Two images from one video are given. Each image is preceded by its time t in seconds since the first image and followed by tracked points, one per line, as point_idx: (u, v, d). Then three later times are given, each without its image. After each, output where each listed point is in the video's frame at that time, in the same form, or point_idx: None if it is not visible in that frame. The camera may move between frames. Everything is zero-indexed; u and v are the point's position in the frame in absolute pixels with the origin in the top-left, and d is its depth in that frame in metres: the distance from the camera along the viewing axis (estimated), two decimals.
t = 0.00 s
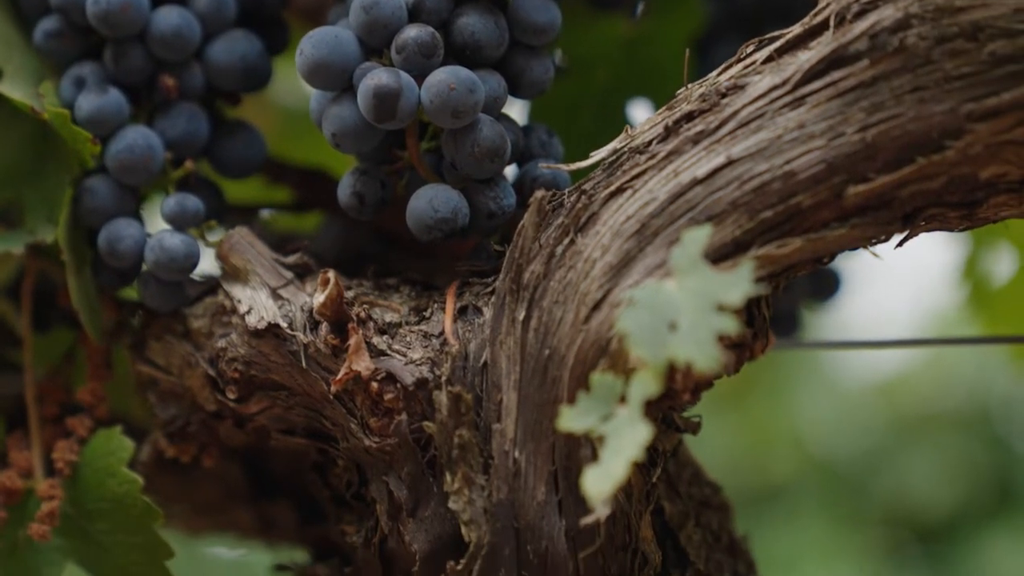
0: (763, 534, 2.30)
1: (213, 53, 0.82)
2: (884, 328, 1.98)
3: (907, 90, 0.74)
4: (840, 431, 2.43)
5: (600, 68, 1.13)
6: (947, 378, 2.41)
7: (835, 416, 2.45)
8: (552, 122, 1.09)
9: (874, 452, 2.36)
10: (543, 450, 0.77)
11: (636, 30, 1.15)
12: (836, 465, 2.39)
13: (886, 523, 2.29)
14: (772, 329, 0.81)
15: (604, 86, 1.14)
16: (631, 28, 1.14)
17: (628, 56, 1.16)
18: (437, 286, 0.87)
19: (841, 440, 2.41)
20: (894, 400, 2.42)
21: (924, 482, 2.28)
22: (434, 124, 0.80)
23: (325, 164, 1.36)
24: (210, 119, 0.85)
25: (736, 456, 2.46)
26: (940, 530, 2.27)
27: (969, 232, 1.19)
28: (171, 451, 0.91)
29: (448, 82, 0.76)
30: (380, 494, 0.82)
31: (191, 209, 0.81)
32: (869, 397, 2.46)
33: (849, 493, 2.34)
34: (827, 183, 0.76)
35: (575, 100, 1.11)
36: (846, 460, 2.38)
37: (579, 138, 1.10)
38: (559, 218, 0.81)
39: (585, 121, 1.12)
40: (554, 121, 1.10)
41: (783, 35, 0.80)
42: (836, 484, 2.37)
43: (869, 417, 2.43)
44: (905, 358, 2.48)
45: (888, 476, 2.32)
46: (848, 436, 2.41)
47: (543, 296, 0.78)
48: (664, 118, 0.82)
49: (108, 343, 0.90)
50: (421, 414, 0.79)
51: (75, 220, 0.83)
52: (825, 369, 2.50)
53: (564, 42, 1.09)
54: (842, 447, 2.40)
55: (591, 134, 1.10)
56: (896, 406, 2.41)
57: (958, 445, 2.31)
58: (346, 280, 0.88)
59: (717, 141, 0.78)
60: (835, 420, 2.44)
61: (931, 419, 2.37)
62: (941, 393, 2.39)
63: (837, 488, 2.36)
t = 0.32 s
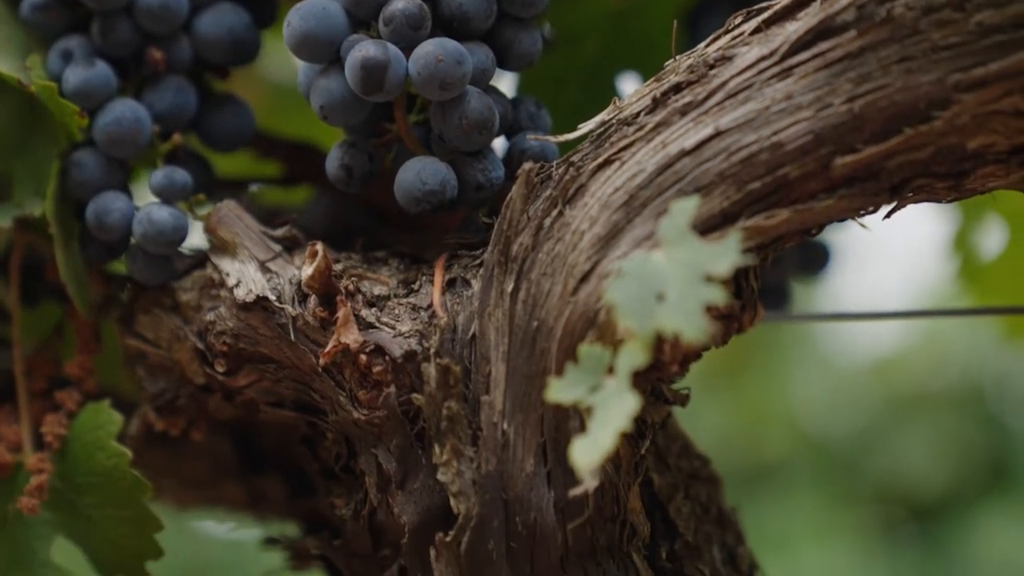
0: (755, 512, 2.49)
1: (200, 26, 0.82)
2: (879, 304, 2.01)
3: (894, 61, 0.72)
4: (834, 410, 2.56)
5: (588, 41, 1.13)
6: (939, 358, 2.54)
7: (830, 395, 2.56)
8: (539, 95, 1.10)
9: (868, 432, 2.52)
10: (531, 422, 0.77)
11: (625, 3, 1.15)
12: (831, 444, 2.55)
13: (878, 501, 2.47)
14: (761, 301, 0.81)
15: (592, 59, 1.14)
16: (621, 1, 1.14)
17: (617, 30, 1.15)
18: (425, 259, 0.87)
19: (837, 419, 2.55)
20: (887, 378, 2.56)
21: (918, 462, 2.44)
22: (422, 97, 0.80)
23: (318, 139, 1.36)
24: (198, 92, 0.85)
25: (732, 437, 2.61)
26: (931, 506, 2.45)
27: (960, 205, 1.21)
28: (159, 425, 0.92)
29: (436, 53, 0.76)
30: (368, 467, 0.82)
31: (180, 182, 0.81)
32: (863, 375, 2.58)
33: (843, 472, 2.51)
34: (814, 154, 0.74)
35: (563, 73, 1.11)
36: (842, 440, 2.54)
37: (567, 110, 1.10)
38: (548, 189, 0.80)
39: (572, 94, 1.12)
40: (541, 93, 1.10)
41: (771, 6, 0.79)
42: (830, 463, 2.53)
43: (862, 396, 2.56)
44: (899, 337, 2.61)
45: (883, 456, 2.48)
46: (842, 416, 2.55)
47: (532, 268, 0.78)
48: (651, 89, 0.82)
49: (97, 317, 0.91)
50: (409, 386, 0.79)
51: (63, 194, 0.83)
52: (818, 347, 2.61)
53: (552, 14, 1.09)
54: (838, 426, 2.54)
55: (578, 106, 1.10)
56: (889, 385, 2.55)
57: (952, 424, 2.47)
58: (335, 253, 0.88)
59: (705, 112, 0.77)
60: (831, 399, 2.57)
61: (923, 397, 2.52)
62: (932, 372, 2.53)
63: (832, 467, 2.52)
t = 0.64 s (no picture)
0: (749, 494, 2.50)
1: None
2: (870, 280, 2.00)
3: (883, 32, 0.71)
4: (828, 393, 2.56)
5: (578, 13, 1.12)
6: (932, 339, 2.55)
7: (824, 377, 2.57)
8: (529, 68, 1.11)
9: (862, 414, 2.53)
10: (520, 394, 0.77)
11: None
12: (825, 427, 2.55)
13: (872, 483, 2.48)
14: (749, 273, 0.81)
15: (582, 32, 1.13)
16: None
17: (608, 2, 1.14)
18: (414, 232, 0.87)
19: (831, 402, 2.56)
20: (881, 359, 2.56)
21: (910, 443, 2.45)
22: (410, 69, 0.80)
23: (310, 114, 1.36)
24: (185, 66, 0.85)
25: (725, 420, 2.62)
26: (925, 488, 2.46)
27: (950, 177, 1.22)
28: (148, 399, 0.92)
29: (424, 25, 0.76)
30: (358, 440, 0.83)
31: (168, 155, 0.81)
32: (857, 356, 2.59)
33: (837, 454, 2.52)
34: (802, 125, 0.73)
35: (553, 46, 1.10)
36: (836, 422, 2.54)
37: (556, 84, 1.10)
38: (536, 162, 0.80)
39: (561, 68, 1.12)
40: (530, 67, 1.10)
41: None
42: (824, 445, 2.54)
43: (857, 377, 2.55)
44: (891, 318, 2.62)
45: (876, 437, 2.50)
46: (837, 398, 2.55)
47: (520, 240, 0.77)
48: (640, 61, 0.81)
49: (85, 291, 0.91)
50: (398, 358, 0.79)
51: (51, 167, 0.83)
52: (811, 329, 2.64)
53: None
54: (832, 408, 2.55)
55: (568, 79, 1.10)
56: (883, 366, 2.55)
57: (945, 405, 2.48)
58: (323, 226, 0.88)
59: (692, 84, 0.76)
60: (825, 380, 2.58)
61: (917, 377, 2.52)
62: (926, 353, 2.54)
63: (825, 449, 2.53)
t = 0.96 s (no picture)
0: (743, 476, 2.49)
1: None
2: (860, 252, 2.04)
3: (870, 2, 0.69)
4: (823, 375, 2.59)
5: None
6: (925, 321, 2.57)
7: (818, 360, 2.59)
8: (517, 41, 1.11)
9: (855, 396, 2.56)
10: (509, 366, 0.76)
11: None
12: (818, 408, 2.57)
13: (864, 463, 2.52)
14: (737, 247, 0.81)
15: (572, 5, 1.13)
16: None
17: None
18: (402, 205, 0.87)
19: (824, 384, 2.58)
20: (876, 340, 2.59)
21: (902, 425, 2.51)
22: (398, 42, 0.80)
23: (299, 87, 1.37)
24: (173, 38, 0.85)
25: (719, 401, 2.61)
26: (917, 469, 2.50)
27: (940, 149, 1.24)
28: (137, 371, 0.93)
29: None
30: (346, 413, 0.83)
31: (155, 128, 0.81)
32: (850, 339, 2.61)
33: (830, 435, 2.54)
34: (790, 96, 0.72)
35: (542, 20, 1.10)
36: (829, 404, 2.57)
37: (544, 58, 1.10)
38: (524, 134, 0.79)
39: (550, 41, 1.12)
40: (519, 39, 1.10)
41: None
42: (816, 426, 2.56)
43: (851, 360, 2.59)
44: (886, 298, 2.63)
45: (869, 418, 2.55)
46: (831, 381, 2.58)
47: (508, 212, 0.77)
48: (628, 33, 0.79)
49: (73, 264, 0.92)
50: (387, 331, 0.79)
51: (39, 139, 0.82)
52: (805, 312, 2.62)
53: None
54: (826, 391, 2.58)
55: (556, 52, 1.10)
56: (876, 349, 2.58)
57: (938, 388, 2.53)
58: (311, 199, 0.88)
59: (680, 56, 0.74)
60: (818, 363, 2.59)
61: (911, 359, 2.57)
62: (919, 336, 2.57)
63: (818, 431, 2.55)
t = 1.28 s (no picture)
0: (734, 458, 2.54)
1: None
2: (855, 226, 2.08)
3: None
4: (817, 358, 2.65)
5: None
6: (919, 305, 2.59)
7: (811, 343, 2.66)
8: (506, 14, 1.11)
9: (848, 379, 2.60)
10: (497, 339, 0.76)
11: None
12: (813, 391, 2.62)
13: (858, 446, 2.53)
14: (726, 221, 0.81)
15: None
16: None
17: None
18: (391, 179, 0.87)
19: (818, 367, 2.64)
20: (869, 324, 2.63)
21: (894, 407, 2.53)
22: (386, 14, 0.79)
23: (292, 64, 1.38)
24: (160, 11, 0.86)
25: (714, 381, 2.69)
26: (911, 452, 2.50)
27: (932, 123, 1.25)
28: (126, 345, 0.94)
29: None
30: (336, 387, 0.83)
31: (143, 101, 0.81)
32: (844, 321, 2.67)
33: (824, 418, 2.58)
34: (779, 68, 0.71)
35: None
36: (823, 386, 2.62)
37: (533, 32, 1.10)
38: (513, 107, 0.79)
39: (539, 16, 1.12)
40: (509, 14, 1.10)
41: None
42: (810, 409, 2.60)
43: (844, 343, 2.63)
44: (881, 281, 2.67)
45: (862, 402, 2.57)
46: (825, 363, 2.64)
47: (497, 184, 0.77)
48: (616, 5, 0.78)
49: (62, 238, 0.93)
50: (375, 304, 0.79)
51: (27, 114, 0.82)
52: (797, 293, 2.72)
53: None
54: (819, 374, 2.63)
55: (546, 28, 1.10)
56: (869, 332, 2.62)
57: (929, 371, 2.54)
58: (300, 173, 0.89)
59: (669, 28, 0.74)
60: (811, 345, 2.66)
61: (903, 343, 2.59)
62: (911, 320, 2.58)
63: (812, 413, 2.59)
